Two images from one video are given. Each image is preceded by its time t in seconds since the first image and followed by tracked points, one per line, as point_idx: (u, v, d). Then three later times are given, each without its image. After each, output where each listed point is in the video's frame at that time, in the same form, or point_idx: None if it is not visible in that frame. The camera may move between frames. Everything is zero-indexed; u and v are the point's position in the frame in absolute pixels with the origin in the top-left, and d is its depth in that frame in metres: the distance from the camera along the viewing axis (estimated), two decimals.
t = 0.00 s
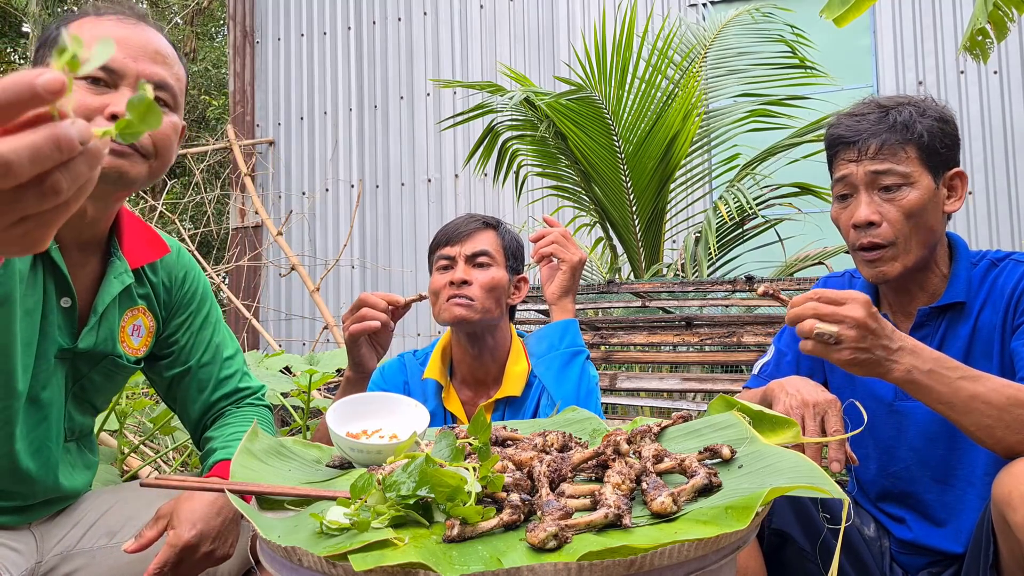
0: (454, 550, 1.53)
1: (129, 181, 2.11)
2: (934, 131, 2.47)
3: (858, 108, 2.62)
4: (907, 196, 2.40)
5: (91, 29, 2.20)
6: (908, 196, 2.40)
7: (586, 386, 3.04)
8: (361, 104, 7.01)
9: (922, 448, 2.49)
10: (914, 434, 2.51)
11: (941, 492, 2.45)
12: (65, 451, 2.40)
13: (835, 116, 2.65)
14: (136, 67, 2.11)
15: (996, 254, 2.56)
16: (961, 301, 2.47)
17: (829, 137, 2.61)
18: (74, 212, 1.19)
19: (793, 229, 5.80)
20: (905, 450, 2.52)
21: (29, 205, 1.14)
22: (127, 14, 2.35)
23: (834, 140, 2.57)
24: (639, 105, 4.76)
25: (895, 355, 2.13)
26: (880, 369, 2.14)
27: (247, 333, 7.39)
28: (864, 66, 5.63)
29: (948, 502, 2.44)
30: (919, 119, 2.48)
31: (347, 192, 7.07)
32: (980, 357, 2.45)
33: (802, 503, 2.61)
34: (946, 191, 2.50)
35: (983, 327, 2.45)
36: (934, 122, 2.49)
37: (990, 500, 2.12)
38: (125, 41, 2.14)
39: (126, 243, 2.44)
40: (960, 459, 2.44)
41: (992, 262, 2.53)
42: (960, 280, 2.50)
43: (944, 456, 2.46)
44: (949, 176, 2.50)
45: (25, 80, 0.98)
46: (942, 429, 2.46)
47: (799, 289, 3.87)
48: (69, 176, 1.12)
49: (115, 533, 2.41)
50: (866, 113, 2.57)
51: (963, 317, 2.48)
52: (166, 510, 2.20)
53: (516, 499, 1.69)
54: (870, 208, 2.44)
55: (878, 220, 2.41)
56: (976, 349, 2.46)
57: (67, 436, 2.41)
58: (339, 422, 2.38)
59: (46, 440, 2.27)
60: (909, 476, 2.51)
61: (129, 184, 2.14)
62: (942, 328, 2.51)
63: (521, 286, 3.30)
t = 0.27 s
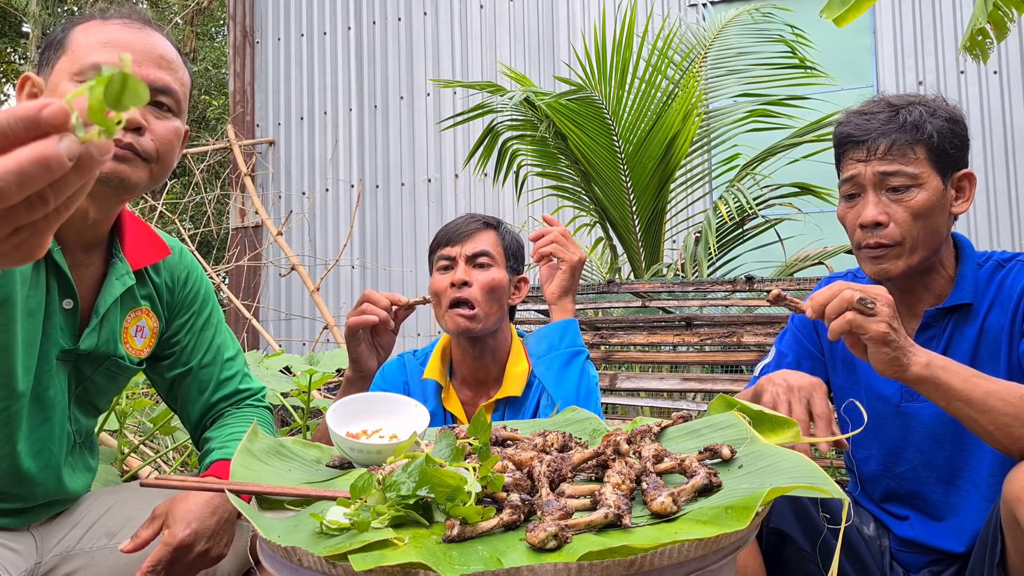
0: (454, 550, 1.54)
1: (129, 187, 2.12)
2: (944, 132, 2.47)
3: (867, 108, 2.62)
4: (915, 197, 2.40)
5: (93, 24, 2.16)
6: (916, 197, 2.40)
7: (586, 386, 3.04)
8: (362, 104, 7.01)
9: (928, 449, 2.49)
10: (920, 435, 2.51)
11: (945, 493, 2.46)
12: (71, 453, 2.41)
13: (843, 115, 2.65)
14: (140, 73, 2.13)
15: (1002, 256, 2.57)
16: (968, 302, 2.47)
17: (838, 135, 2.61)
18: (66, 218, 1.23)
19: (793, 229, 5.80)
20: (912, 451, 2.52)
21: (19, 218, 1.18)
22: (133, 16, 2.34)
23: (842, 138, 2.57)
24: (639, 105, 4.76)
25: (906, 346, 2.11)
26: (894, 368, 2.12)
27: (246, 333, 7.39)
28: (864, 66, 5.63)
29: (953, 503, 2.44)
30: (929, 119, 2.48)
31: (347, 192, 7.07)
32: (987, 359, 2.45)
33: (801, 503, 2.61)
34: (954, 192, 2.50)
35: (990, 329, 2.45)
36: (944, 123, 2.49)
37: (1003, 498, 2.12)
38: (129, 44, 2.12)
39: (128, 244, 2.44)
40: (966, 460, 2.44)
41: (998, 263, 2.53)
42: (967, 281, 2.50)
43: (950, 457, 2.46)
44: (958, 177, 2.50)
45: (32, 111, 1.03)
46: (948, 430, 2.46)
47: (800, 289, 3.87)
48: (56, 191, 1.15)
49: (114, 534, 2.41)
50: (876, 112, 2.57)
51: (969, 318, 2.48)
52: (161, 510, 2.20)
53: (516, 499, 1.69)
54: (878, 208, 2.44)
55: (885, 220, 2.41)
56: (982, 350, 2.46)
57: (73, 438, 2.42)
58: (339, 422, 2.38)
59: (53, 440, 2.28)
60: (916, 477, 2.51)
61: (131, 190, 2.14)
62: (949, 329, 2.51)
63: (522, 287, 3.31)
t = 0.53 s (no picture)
0: (454, 550, 1.54)
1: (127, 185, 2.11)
2: (947, 132, 2.47)
3: (870, 108, 2.62)
4: (918, 198, 2.40)
5: (87, 24, 2.18)
6: (919, 199, 2.40)
7: (586, 387, 3.04)
8: (362, 104, 7.02)
9: (929, 450, 2.48)
10: (921, 436, 2.50)
11: (947, 494, 2.45)
12: (72, 451, 2.41)
13: (846, 115, 2.65)
14: (134, 70, 2.12)
15: (1003, 256, 2.57)
16: (970, 303, 2.47)
17: (841, 136, 2.61)
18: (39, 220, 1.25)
19: (793, 229, 5.80)
20: (913, 452, 2.51)
21: None
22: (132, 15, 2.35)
23: (845, 139, 2.58)
24: (639, 105, 4.76)
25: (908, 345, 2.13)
26: (897, 368, 2.13)
27: (246, 333, 7.39)
28: (864, 66, 5.63)
29: (954, 504, 2.43)
30: (932, 119, 2.48)
31: (347, 192, 7.07)
32: (988, 360, 2.46)
33: (802, 503, 2.61)
34: (956, 193, 2.50)
35: (991, 330, 2.45)
36: (947, 123, 2.49)
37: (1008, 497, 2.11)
38: (123, 43, 2.13)
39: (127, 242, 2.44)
40: (968, 461, 2.43)
41: (1000, 264, 2.54)
42: (969, 281, 2.51)
43: (951, 458, 2.45)
44: (960, 178, 2.50)
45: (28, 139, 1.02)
46: (950, 431, 2.45)
47: (800, 289, 3.87)
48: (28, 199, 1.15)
49: (114, 535, 2.41)
50: (878, 112, 2.57)
51: (971, 319, 2.48)
52: (161, 514, 2.20)
53: (516, 498, 1.69)
54: (880, 209, 2.44)
55: (888, 221, 2.41)
56: (983, 351, 2.46)
57: (75, 436, 2.42)
58: (339, 422, 2.38)
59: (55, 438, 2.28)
60: (917, 478, 2.50)
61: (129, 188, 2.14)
62: (951, 330, 2.51)
63: (521, 286, 3.30)
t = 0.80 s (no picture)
0: (454, 550, 1.54)
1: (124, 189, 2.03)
2: (945, 133, 2.47)
3: (868, 109, 2.62)
4: (916, 201, 2.40)
5: (80, 21, 2.14)
6: (917, 202, 2.40)
7: (586, 388, 3.04)
8: (362, 104, 7.02)
9: (928, 451, 2.49)
10: (920, 437, 2.50)
11: (946, 494, 2.45)
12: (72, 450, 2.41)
13: (843, 116, 2.65)
14: (129, 66, 1.99)
15: (1001, 257, 2.57)
16: (968, 304, 2.47)
17: (837, 136, 2.62)
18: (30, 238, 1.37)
19: (793, 229, 5.80)
20: (911, 454, 2.52)
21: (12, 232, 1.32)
22: (122, 12, 2.29)
23: (842, 140, 2.58)
24: (639, 105, 4.76)
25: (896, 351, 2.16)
26: (883, 374, 2.16)
27: (246, 333, 7.40)
28: (864, 66, 5.63)
29: (953, 505, 2.43)
30: (929, 121, 2.48)
31: (347, 192, 7.07)
32: (986, 361, 2.46)
33: (802, 503, 2.61)
34: (954, 194, 2.51)
35: (988, 332, 2.45)
36: (945, 124, 2.49)
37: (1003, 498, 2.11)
38: (117, 39, 2.01)
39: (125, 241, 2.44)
40: (967, 462, 2.43)
41: (997, 264, 2.54)
42: (967, 282, 2.51)
43: (950, 459, 2.45)
44: (957, 179, 2.50)
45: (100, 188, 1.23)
46: (949, 433, 2.45)
47: (800, 289, 3.87)
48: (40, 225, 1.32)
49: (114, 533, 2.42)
50: (875, 113, 2.57)
51: (969, 320, 2.48)
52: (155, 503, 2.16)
53: (516, 499, 1.69)
54: (878, 211, 2.44)
55: (885, 223, 2.41)
56: (982, 351, 2.46)
57: (75, 435, 2.42)
58: (339, 422, 2.38)
59: (54, 435, 2.27)
60: (915, 478, 2.50)
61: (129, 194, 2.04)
62: (949, 331, 2.51)
63: (522, 287, 3.31)
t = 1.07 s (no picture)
0: (454, 550, 1.53)
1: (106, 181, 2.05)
2: (939, 132, 2.48)
3: (864, 108, 2.63)
4: (902, 193, 2.43)
5: (53, 12, 2.10)
6: (903, 194, 2.43)
7: (587, 388, 3.05)
8: (361, 104, 7.02)
9: (926, 450, 2.49)
10: (918, 436, 2.51)
11: (945, 493, 2.45)
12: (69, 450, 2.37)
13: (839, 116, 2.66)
14: (109, 58, 2.05)
15: (999, 255, 2.56)
16: (966, 304, 2.47)
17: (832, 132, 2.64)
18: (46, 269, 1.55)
19: (794, 229, 5.80)
20: (910, 453, 2.52)
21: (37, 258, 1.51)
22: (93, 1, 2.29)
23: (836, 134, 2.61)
24: (639, 105, 4.77)
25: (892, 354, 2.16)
26: (880, 374, 2.15)
27: (246, 333, 7.39)
28: (864, 66, 5.63)
29: (952, 504, 2.44)
30: (924, 120, 2.49)
31: (347, 192, 7.07)
32: (985, 361, 2.45)
33: (803, 503, 2.61)
34: (948, 195, 2.49)
35: (985, 330, 2.45)
36: (940, 123, 2.50)
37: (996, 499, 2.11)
38: (92, 30, 2.08)
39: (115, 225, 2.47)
40: (965, 461, 2.44)
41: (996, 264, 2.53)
42: (965, 281, 2.51)
43: (949, 458, 2.46)
44: (952, 181, 2.49)
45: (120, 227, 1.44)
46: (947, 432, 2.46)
47: (800, 289, 3.87)
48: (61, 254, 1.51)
49: (114, 532, 2.42)
50: (871, 112, 2.58)
51: (966, 319, 2.48)
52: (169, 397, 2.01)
53: (516, 499, 1.69)
54: (864, 202, 2.47)
55: (870, 213, 2.44)
56: (980, 352, 2.46)
57: (72, 435, 2.38)
58: (339, 422, 2.38)
59: (47, 433, 2.26)
60: (914, 478, 2.51)
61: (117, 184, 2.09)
62: (947, 331, 2.51)
63: (523, 287, 3.33)
